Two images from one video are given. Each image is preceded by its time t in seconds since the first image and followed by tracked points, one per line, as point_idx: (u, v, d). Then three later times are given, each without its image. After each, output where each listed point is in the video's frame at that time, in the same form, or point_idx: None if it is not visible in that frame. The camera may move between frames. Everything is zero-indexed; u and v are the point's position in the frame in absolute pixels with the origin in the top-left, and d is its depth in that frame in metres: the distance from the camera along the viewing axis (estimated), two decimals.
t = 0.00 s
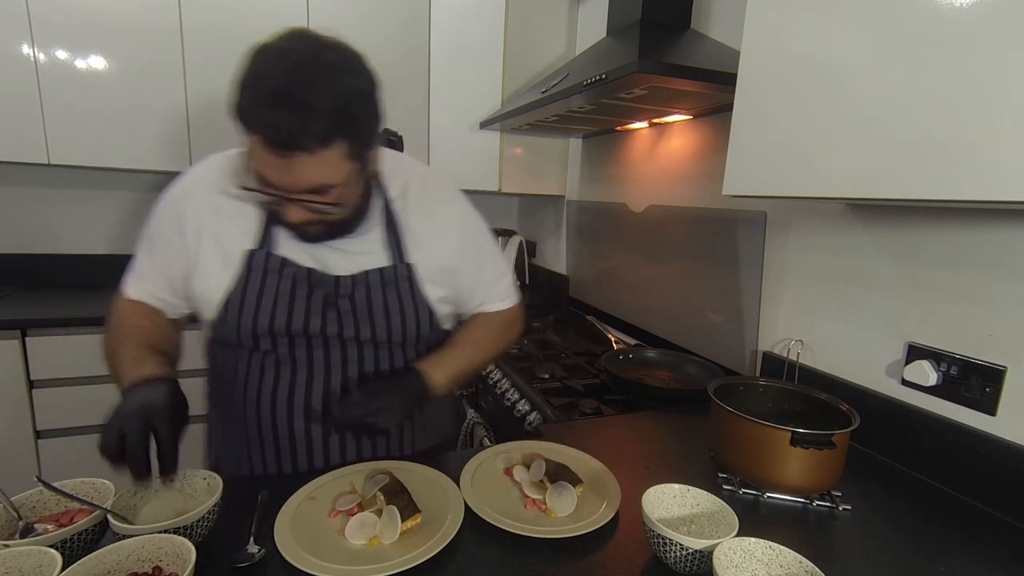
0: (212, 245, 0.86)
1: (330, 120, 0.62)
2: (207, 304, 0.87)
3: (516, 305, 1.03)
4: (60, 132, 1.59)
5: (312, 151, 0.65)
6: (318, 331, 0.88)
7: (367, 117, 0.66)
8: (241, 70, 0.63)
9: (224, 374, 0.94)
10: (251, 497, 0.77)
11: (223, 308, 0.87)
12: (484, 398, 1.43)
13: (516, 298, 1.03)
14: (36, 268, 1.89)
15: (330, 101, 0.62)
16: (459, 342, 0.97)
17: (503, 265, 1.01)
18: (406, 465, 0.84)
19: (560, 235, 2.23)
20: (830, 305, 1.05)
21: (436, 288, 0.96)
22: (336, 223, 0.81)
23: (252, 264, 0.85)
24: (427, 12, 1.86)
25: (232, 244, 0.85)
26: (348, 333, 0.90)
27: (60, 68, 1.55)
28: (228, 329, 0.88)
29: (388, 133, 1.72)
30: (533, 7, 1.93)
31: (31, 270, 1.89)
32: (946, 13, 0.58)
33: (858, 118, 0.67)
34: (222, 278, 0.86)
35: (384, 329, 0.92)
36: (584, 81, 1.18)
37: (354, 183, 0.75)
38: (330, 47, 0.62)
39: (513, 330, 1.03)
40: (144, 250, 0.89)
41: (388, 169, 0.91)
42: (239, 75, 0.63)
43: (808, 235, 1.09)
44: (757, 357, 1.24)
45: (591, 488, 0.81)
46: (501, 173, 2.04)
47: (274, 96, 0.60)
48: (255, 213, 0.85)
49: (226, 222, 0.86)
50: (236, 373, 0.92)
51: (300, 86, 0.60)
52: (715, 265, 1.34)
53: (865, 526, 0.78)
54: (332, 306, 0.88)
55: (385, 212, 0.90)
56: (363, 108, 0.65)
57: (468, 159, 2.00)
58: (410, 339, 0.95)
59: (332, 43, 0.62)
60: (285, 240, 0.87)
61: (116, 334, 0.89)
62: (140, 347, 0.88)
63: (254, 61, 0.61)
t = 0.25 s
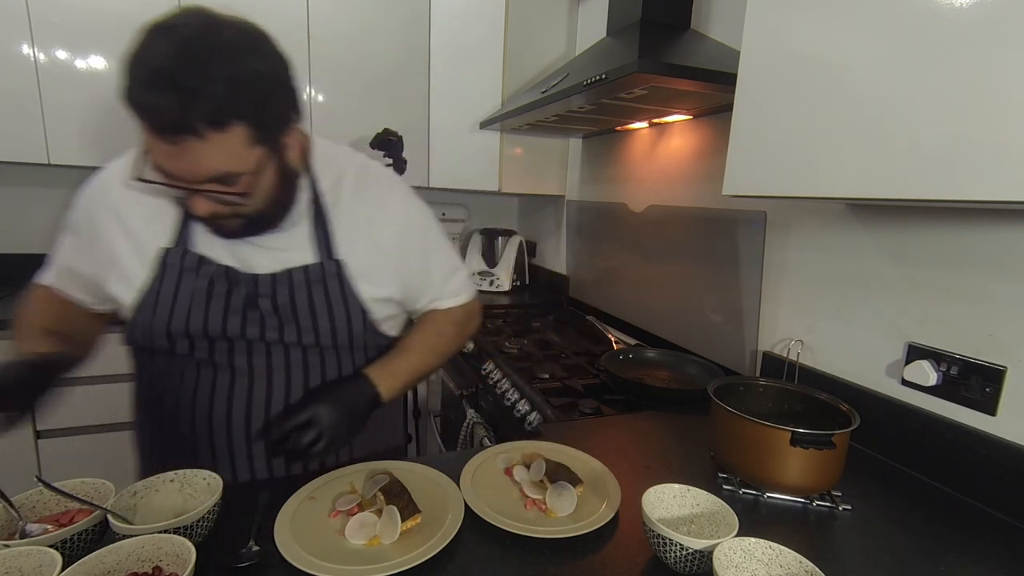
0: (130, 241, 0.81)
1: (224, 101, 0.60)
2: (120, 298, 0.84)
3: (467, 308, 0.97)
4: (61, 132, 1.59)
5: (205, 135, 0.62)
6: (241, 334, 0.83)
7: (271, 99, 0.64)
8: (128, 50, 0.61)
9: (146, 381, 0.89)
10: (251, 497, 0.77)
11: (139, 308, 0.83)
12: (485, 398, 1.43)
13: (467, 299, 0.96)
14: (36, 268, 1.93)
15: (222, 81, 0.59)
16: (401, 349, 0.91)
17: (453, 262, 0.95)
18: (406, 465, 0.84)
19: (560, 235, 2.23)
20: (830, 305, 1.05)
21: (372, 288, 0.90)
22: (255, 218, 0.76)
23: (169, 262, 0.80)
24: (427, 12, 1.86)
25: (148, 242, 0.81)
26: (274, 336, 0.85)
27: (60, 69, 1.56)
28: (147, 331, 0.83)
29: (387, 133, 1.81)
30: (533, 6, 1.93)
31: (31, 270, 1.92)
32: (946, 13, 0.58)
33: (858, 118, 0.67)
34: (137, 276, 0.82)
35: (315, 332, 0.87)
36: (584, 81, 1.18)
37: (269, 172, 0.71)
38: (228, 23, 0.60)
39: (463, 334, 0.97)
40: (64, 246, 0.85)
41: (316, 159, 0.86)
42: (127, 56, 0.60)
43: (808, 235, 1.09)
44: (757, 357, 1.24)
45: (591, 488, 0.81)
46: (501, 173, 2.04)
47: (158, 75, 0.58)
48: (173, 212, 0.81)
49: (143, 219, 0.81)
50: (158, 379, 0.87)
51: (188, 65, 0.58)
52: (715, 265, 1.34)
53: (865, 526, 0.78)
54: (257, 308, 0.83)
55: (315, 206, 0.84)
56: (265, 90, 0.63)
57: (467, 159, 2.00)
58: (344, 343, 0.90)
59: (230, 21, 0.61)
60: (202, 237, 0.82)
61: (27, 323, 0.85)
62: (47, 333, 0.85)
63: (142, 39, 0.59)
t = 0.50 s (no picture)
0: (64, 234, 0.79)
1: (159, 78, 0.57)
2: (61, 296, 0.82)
3: (422, 313, 0.92)
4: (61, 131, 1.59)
5: (143, 117, 0.58)
6: (184, 332, 0.82)
7: (212, 78, 0.62)
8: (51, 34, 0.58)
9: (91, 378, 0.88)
10: (251, 497, 0.77)
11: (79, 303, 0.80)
12: (485, 398, 1.43)
13: (422, 306, 0.92)
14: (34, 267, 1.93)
15: (156, 58, 0.57)
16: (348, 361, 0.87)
17: (406, 265, 0.90)
18: (406, 465, 0.84)
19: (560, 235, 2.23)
20: (830, 305, 1.05)
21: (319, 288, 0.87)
22: (203, 208, 0.73)
23: (104, 257, 0.77)
24: (427, 12, 1.86)
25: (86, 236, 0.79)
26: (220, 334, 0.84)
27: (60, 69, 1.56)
28: (86, 329, 0.82)
29: (387, 133, 1.79)
30: (533, 6, 1.93)
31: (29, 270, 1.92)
32: (946, 13, 0.58)
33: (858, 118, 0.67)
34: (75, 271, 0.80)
35: (262, 331, 0.86)
36: (584, 81, 1.18)
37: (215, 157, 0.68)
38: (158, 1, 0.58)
39: (416, 340, 0.93)
40: None
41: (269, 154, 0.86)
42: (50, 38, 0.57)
43: (808, 235, 1.09)
44: (757, 357, 1.24)
45: (591, 488, 0.81)
46: (501, 173, 2.05)
47: (83, 53, 0.55)
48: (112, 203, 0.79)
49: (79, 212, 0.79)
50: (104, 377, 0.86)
51: (116, 42, 0.55)
52: (715, 265, 1.34)
53: (865, 526, 0.78)
54: (201, 307, 0.82)
55: (261, 201, 0.82)
56: (205, 68, 0.60)
57: (467, 159, 2.00)
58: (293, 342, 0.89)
59: None
60: (145, 230, 0.80)
61: None
62: None
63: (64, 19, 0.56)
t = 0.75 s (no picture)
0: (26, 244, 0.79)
1: (112, 72, 0.56)
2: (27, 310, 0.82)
3: (394, 309, 0.92)
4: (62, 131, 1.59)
5: (94, 114, 0.56)
6: (154, 339, 0.82)
7: (168, 73, 0.62)
8: None
9: (59, 390, 0.88)
10: (250, 497, 0.77)
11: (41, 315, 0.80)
12: (485, 398, 1.43)
13: (395, 299, 0.91)
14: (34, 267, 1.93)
15: (108, 53, 0.56)
16: (323, 359, 0.85)
17: (378, 258, 0.90)
18: (406, 465, 0.84)
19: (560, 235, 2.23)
20: (830, 305, 1.05)
21: (290, 283, 0.87)
22: (163, 209, 0.72)
23: (67, 265, 0.77)
24: (427, 12, 1.86)
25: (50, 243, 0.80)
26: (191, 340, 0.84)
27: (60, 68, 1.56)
28: (51, 342, 0.81)
29: (387, 132, 1.78)
30: (533, 6, 1.93)
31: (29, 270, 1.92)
32: (946, 13, 0.58)
33: (857, 118, 0.67)
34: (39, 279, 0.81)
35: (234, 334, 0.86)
36: (584, 82, 1.18)
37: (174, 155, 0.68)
38: None
39: (390, 338, 0.92)
40: None
41: (233, 153, 0.87)
42: None
43: (808, 235, 1.09)
44: (757, 357, 1.24)
45: (592, 488, 0.81)
46: (501, 173, 2.05)
47: (27, 48, 0.53)
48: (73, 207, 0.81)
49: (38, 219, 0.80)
50: (74, 388, 0.86)
51: (64, 36, 0.54)
52: (715, 265, 1.34)
53: (865, 526, 0.78)
54: (171, 313, 0.82)
55: (229, 197, 0.82)
56: (161, 63, 0.61)
57: (467, 159, 2.00)
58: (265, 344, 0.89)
59: None
60: (109, 235, 0.81)
61: None
62: None
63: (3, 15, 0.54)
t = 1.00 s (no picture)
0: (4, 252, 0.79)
1: (93, 73, 0.56)
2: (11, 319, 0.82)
3: (371, 310, 0.83)
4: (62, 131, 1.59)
5: (75, 115, 0.57)
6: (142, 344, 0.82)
7: (149, 72, 0.62)
8: None
9: (48, 398, 0.88)
10: (251, 497, 0.77)
11: (26, 322, 0.79)
12: (485, 398, 1.43)
13: (376, 296, 0.84)
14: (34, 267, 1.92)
15: (88, 53, 0.56)
16: (292, 369, 0.77)
17: (359, 251, 0.84)
18: (406, 465, 0.84)
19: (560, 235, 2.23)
20: (830, 306, 1.05)
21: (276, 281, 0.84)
22: (149, 211, 0.73)
23: (51, 271, 0.77)
24: (427, 12, 1.86)
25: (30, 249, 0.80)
26: (179, 343, 0.84)
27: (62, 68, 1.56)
28: (39, 351, 0.81)
29: (386, 132, 1.77)
30: (533, 6, 1.93)
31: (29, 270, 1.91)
32: (946, 13, 0.58)
33: (857, 118, 0.67)
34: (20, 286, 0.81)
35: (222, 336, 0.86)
36: (584, 82, 1.18)
37: (158, 156, 0.68)
38: None
39: (365, 345, 0.83)
40: None
41: (220, 153, 0.86)
42: None
43: (808, 235, 1.09)
44: (757, 357, 1.24)
45: (592, 488, 0.81)
46: (501, 173, 2.05)
47: (4, 49, 0.52)
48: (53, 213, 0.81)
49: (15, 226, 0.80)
50: (65, 395, 0.86)
51: (41, 36, 0.54)
52: (715, 265, 1.34)
53: (865, 526, 0.78)
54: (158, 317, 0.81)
55: (212, 195, 0.81)
56: (142, 61, 0.61)
57: (467, 159, 2.01)
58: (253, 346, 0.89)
59: None
60: (92, 240, 0.81)
61: None
62: None
63: None
